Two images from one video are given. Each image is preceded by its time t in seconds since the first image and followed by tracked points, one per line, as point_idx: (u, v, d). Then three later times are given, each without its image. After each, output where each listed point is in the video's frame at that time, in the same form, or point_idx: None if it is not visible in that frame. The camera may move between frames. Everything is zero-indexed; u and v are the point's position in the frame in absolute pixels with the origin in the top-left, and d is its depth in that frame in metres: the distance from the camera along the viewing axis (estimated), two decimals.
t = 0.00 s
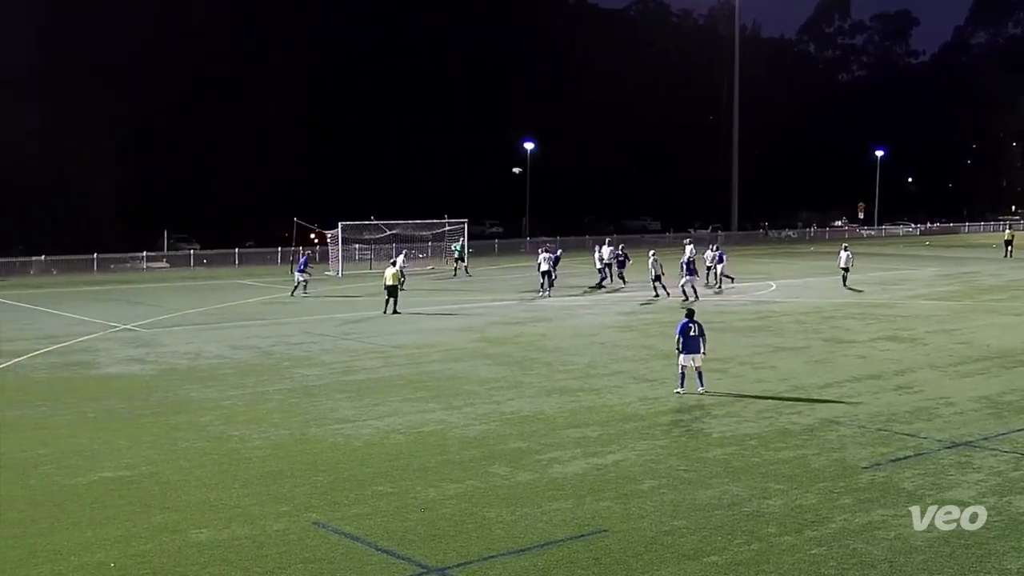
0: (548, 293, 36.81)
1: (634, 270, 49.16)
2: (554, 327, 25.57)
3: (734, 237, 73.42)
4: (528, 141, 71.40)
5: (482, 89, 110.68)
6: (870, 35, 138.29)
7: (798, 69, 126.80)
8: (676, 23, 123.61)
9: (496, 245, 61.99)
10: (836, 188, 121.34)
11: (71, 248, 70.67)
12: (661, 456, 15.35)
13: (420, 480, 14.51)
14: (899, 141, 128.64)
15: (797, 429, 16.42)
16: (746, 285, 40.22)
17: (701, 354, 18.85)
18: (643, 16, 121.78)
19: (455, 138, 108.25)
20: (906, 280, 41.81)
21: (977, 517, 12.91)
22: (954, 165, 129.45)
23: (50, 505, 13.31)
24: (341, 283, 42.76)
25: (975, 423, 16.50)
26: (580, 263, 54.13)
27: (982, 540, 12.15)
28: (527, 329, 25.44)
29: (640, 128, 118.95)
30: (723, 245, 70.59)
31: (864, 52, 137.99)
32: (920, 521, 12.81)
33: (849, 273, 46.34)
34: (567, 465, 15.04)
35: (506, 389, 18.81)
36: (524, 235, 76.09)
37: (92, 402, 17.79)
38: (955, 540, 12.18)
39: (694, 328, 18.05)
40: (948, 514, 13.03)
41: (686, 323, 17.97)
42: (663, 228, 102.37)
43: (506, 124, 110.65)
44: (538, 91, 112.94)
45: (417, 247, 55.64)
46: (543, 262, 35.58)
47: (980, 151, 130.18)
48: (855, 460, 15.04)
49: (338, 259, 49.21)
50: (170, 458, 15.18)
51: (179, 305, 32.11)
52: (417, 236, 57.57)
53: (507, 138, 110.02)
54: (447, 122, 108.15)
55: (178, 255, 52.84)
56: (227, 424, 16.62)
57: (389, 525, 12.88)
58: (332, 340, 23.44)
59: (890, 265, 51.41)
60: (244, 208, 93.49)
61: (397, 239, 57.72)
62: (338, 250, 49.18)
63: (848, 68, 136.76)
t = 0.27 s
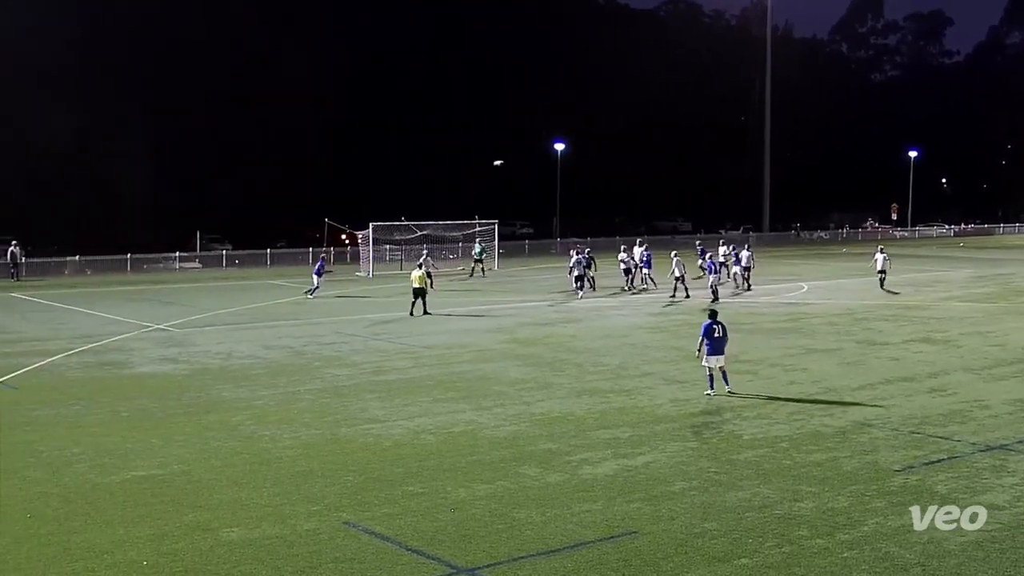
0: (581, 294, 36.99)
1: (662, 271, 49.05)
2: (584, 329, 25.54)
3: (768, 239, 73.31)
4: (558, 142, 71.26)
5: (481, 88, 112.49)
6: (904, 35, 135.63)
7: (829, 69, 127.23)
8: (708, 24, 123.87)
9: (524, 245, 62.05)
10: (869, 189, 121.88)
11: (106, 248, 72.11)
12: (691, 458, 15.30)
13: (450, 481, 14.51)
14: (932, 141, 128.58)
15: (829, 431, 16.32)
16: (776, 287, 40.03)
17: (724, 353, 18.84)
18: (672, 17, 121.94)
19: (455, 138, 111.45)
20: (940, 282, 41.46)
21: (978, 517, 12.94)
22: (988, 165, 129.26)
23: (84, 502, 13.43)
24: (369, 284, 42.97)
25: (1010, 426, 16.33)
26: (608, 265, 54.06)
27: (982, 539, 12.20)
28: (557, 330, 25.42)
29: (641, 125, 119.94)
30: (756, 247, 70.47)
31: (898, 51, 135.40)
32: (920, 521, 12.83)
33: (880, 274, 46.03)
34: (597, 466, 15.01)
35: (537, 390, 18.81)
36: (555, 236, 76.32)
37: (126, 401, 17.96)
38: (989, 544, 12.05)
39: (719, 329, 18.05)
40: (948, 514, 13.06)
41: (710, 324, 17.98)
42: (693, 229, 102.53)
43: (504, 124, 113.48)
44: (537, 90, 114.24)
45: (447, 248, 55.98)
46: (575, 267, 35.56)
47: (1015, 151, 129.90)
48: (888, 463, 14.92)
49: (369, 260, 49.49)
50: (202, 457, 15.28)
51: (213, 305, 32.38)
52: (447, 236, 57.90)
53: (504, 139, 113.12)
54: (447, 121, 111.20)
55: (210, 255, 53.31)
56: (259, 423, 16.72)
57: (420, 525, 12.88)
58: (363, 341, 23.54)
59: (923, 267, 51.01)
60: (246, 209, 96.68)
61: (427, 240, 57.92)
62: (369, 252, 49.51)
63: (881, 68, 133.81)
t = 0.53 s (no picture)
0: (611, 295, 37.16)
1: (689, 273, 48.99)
2: (613, 330, 25.54)
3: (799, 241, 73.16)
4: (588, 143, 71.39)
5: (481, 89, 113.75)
6: (936, 35, 136.50)
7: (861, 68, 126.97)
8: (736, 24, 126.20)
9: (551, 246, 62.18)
10: (901, 188, 120.85)
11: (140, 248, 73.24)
12: (721, 460, 15.23)
13: (479, 482, 14.49)
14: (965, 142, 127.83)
15: (860, 434, 16.22)
16: (805, 288, 39.85)
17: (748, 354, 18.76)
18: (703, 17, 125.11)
19: (455, 137, 111.93)
20: (972, 284, 41.16)
21: (978, 517, 12.97)
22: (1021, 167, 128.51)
23: (115, 501, 13.50)
24: (397, 284, 43.22)
25: None
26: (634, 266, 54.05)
27: (985, 542, 12.18)
28: (586, 331, 25.43)
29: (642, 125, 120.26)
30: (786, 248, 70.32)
31: (930, 51, 135.25)
32: (920, 522, 12.85)
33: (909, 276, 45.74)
34: (626, 468, 14.96)
35: (565, 391, 18.81)
36: (584, 238, 76.47)
37: (158, 400, 18.10)
38: None
39: (745, 331, 18.05)
40: (948, 515, 13.08)
41: (735, 326, 17.98)
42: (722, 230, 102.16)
43: (504, 124, 114.86)
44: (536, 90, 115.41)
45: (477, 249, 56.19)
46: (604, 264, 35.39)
47: None
48: (919, 467, 14.80)
49: (399, 260, 49.87)
50: (233, 457, 15.35)
51: (244, 305, 32.70)
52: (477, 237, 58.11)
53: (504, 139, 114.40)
54: (447, 121, 111.72)
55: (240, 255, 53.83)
56: (289, 423, 16.81)
57: (449, 526, 12.84)
58: (393, 341, 23.65)
59: (953, 269, 50.66)
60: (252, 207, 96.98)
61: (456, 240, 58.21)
62: (399, 253, 49.80)
63: (913, 68, 133.32)
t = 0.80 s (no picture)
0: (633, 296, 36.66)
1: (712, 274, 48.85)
2: (637, 331, 25.52)
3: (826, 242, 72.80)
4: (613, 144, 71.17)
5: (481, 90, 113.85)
6: (965, 34, 133.76)
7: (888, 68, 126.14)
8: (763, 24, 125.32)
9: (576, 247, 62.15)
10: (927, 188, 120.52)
11: (170, 249, 73.68)
12: (746, 462, 15.17)
13: (503, 482, 14.46)
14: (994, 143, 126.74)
15: (886, 435, 16.13)
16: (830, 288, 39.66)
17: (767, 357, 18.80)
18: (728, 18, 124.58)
19: (455, 137, 111.29)
20: (1000, 285, 40.82)
21: (978, 517, 12.93)
22: None
23: (142, 499, 13.58)
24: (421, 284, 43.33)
25: None
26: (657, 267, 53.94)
27: (982, 541, 12.21)
28: (611, 331, 25.42)
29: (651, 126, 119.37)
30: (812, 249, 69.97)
31: (959, 51, 133.37)
32: (916, 519, 12.83)
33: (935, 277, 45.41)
34: (650, 469, 14.91)
35: (590, 392, 18.80)
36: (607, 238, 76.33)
37: (184, 400, 18.24)
38: None
39: (764, 332, 18.12)
40: (941, 511, 13.04)
41: (755, 327, 18.07)
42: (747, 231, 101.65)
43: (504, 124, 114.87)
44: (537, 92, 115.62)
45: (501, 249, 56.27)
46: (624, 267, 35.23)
47: None
48: (947, 469, 14.69)
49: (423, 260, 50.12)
50: (258, 456, 15.42)
51: (270, 305, 32.86)
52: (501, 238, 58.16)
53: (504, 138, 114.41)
54: (447, 121, 110.69)
55: (266, 255, 54.12)
56: (314, 423, 16.88)
57: (473, 526, 12.79)
58: (417, 341, 23.71)
59: (979, 270, 50.24)
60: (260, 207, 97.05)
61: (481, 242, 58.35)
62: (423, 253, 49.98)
63: (941, 68, 131.41)
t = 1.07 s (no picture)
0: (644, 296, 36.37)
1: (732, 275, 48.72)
2: (658, 331, 25.49)
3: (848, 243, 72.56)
4: (634, 144, 71.08)
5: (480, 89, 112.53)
6: (989, 32, 133.31)
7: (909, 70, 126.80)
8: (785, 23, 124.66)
9: (596, 248, 62.13)
10: (951, 188, 119.80)
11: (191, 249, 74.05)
12: (767, 463, 15.11)
13: (523, 483, 14.44)
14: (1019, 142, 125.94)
15: (908, 437, 16.05)
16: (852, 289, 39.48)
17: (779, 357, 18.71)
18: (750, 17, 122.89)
19: (455, 137, 111.05)
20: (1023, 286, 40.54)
21: (978, 517, 12.91)
22: None
23: (163, 498, 13.63)
24: (440, 284, 43.39)
25: None
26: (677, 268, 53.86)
27: (1004, 543, 12.10)
28: (631, 332, 25.40)
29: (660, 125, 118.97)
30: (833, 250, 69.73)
31: (983, 49, 132.66)
32: (918, 520, 12.81)
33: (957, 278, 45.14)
34: (670, 470, 14.88)
35: (610, 393, 18.79)
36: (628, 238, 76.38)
37: (205, 399, 18.33)
38: None
39: (774, 333, 18.09)
40: (941, 512, 13.03)
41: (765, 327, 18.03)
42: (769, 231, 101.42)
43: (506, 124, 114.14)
44: (538, 91, 114.46)
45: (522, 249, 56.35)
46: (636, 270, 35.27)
47: None
48: (969, 471, 14.60)
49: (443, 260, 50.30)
50: (279, 456, 15.46)
51: (291, 305, 32.99)
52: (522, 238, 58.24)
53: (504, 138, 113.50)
54: (446, 121, 110.50)
55: (287, 255, 54.41)
56: (335, 423, 16.92)
57: (493, 526, 12.77)
58: (438, 341, 23.76)
59: (1002, 270, 49.88)
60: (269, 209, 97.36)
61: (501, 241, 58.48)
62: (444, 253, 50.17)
63: (964, 67, 131.52)
